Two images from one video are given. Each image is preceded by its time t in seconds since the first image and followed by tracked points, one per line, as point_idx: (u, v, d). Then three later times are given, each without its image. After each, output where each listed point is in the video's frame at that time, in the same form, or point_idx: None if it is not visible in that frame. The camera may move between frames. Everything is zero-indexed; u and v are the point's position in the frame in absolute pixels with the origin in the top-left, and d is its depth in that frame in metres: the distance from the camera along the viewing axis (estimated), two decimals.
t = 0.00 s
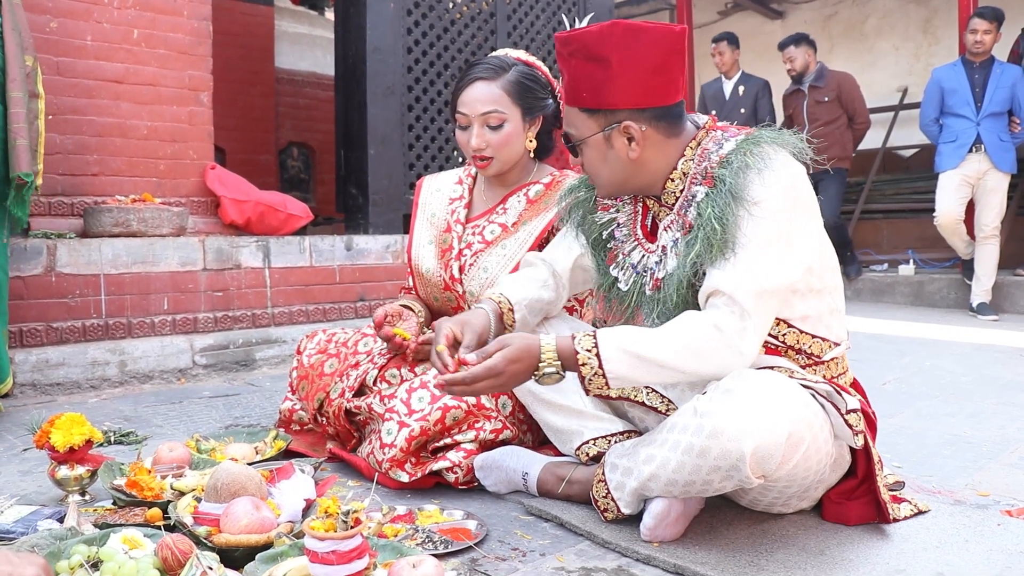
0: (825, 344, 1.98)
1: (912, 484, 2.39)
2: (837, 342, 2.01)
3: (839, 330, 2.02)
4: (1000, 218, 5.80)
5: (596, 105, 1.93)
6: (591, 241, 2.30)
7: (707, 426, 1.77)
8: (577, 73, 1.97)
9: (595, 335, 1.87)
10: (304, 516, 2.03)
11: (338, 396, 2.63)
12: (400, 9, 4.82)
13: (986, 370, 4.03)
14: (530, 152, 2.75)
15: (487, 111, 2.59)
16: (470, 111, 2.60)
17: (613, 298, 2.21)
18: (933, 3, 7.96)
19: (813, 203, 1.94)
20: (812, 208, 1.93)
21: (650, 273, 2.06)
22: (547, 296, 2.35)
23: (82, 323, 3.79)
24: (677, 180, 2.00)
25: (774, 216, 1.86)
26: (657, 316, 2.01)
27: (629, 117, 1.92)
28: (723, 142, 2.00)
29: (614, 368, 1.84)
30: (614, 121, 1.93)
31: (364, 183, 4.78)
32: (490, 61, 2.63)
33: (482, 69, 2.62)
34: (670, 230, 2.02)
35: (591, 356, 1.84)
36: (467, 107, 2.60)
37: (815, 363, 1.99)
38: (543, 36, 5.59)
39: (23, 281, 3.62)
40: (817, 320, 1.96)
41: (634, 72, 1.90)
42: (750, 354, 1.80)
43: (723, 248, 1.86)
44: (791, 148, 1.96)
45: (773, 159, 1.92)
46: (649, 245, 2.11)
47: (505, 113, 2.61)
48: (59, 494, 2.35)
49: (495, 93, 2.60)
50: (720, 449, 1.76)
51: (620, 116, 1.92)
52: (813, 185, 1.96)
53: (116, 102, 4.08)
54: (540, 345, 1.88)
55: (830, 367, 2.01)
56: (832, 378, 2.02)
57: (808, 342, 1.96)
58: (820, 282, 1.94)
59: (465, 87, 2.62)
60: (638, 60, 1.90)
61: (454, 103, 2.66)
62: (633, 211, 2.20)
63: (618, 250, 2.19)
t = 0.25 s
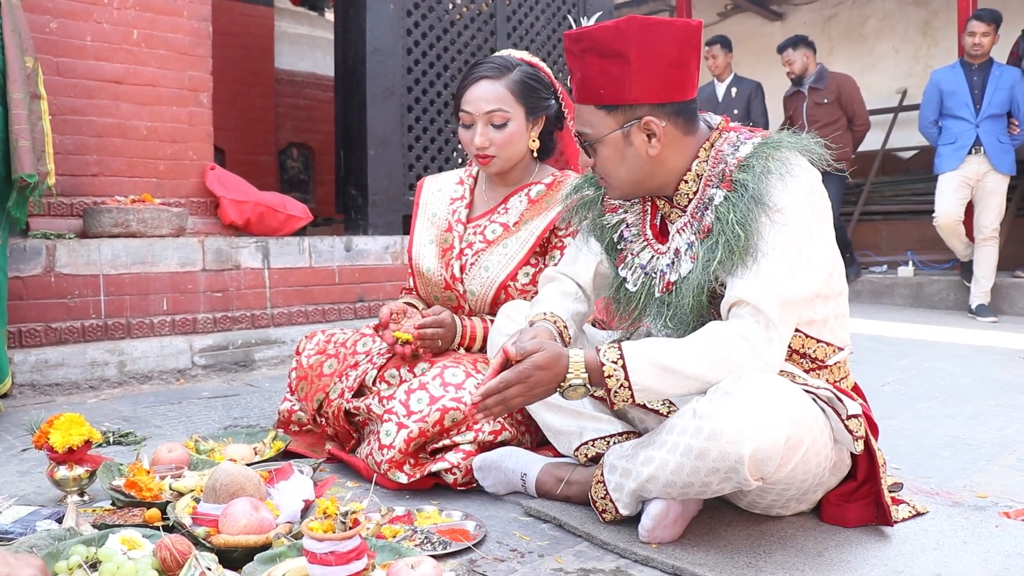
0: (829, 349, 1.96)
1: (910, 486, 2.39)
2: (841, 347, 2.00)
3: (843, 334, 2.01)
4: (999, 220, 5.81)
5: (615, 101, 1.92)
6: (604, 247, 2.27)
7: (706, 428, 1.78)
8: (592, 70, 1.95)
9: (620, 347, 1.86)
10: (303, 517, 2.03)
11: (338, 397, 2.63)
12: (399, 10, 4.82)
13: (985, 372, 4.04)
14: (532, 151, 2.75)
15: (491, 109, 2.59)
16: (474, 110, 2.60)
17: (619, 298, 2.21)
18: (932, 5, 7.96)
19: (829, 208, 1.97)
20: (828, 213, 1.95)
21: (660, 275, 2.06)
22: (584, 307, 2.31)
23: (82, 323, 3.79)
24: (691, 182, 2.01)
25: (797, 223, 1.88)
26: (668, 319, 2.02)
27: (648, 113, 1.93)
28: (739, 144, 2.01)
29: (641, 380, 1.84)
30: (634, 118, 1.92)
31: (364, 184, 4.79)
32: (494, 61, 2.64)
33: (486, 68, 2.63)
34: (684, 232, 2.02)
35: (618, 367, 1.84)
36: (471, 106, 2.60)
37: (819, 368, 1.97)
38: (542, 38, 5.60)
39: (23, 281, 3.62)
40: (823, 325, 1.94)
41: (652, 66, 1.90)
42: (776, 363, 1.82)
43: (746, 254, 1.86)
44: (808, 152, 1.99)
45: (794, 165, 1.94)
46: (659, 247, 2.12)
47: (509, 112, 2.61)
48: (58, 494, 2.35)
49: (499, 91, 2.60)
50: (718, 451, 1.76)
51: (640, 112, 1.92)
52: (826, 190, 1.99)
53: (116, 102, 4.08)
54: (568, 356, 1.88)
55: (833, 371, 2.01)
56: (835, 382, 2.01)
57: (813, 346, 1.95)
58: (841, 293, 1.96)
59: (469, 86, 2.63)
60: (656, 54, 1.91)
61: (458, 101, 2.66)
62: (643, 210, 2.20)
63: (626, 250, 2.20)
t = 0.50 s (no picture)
0: (830, 351, 1.97)
1: (909, 487, 2.40)
2: (842, 349, 2.00)
3: (844, 336, 2.01)
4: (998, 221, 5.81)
5: (622, 100, 1.93)
6: (603, 246, 2.28)
7: (704, 429, 1.77)
8: (599, 69, 1.96)
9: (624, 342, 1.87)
10: (303, 517, 2.03)
11: (338, 397, 2.63)
12: (399, 10, 4.83)
13: (984, 373, 4.04)
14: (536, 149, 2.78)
15: (504, 105, 2.60)
16: (486, 106, 2.60)
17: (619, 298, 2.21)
18: (932, 6, 7.97)
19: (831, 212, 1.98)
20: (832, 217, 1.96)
21: (663, 275, 2.06)
22: (584, 307, 2.33)
23: (81, 323, 3.79)
24: (695, 183, 2.02)
25: (802, 226, 1.88)
26: (670, 318, 2.02)
27: (656, 112, 1.93)
28: (743, 146, 2.01)
29: (642, 376, 1.84)
30: (641, 116, 1.93)
31: (363, 184, 4.79)
32: (502, 59, 2.66)
33: (495, 65, 2.64)
34: (688, 232, 2.03)
35: (619, 360, 1.85)
36: (483, 103, 2.60)
37: (818, 370, 1.98)
38: (542, 38, 5.60)
39: (23, 281, 3.62)
40: (824, 327, 1.95)
41: (659, 64, 1.91)
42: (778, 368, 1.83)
43: (750, 258, 1.86)
44: (812, 155, 1.99)
45: (799, 168, 1.95)
46: (660, 247, 2.12)
47: (521, 108, 2.63)
48: (57, 494, 2.35)
49: (511, 88, 2.61)
50: (717, 452, 1.76)
51: (646, 111, 1.93)
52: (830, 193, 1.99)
53: (116, 102, 4.09)
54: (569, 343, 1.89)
55: (833, 373, 2.01)
56: (836, 384, 2.01)
57: (813, 349, 1.96)
58: (844, 297, 1.97)
59: (479, 82, 2.63)
60: (662, 53, 1.91)
61: (468, 98, 2.65)
62: (644, 210, 2.21)
63: (627, 250, 2.20)
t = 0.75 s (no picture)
0: (827, 351, 1.97)
1: (908, 487, 2.40)
2: (840, 349, 1.99)
3: (842, 336, 2.01)
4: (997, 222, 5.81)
5: (638, 86, 1.93)
6: (601, 245, 2.28)
7: (703, 428, 1.77)
8: (611, 57, 1.96)
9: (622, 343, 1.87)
10: (301, 517, 2.03)
11: (337, 396, 2.63)
12: (399, 10, 4.83)
13: (984, 374, 4.04)
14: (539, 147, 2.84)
15: (518, 100, 2.64)
16: (501, 101, 2.63)
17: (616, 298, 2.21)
18: (932, 7, 7.97)
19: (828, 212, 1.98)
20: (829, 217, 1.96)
21: (659, 276, 2.06)
22: (587, 311, 2.32)
23: (80, 323, 3.79)
24: (693, 183, 2.03)
25: (798, 227, 1.89)
26: (667, 319, 2.03)
27: (671, 100, 1.95)
28: (740, 146, 2.02)
29: (641, 378, 1.84)
30: (657, 104, 1.94)
31: (362, 184, 4.78)
32: (509, 57, 2.72)
33: (506, 63, 2.68)
34: (685, 233, 2.03)
35: (618, 363, 1.84)
36: (498, 98, 2.63)
37: (817, 370, 1.98)
38: (542, 39, 5.60)
39: (21, 281, 3.62)
40: (821, 328, 1.94)
41: (672, 54, 1.94)
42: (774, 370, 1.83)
43: (745, 258, 1.87)
44: (809, 155, 1.99)
45: (796, 168, 1.95)
46: (656, 247, 2.12)
47: (533, 103, 2.67)
48: (55, 494, 2.35)
49: (523, 83, 2.66)
50: (716, 451, 1.76)
51: (662, 98, 1.94)
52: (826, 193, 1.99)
53: (115, 102, 4.08)
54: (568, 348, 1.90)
55: (830, 373, 2.01)
56: (834, 384, 2.01)
57: (810, 350, 1.96)
58: (841, 296, 1.97)
59: (490, 79, 2.66)
60: (674, 43, 1.95)
61: (478, 95, 2.67)
62: (640, 210, 2.22)
63: (624, 250, 2.20)
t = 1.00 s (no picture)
0: (825, 350, 1.97)
1: (907, 487, 2.40)
2: (838, 348, 2.00)
3: (840, 335, 2.01)
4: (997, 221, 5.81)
5: (659, 69, 1.96)
6: (598, 245, 2.28)
7: (702, 428, 1.77)
8: (631, 40, 1.97)
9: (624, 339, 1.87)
10: (301, 517, 2.03)
11: (336, 396, 2.63)
12: (398, 10, 4.83)
13: (983, 373, 4.04)
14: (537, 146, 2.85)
15: (518, 98, 2.64)
16: (500, 99, 2.63)
17: (615, 298, 2.21)
18: (931, 7, 7.97)
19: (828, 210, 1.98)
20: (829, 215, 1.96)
21: (658, 274, 2.06)
22: (589, 311, 2.32)
23: (80, 323, 3.79)
24: (693, 182, 2.04)
25: (799, 223, 1.89)
26: (666, 316, 2.03)
27: (687, 86, 1.99)
28: (739, 143, 2.03)
29: (642, 373, 1.84)
30: (676, 89, 1.97)
31: (362, 184, 4.78)
32: (509, 56, 2.71)
33: (506, 61, 2.68)
34: (683, 232, 2.03)
35: (620, 357, 1.86)
36: (497, 95, 2.63)
37: (816, 369, 1.98)
38: (541, 39, 5.60)
39: (21, 281, 3.62)
40: (819, 327, 1.95)
41: (686, 43, 2.00)
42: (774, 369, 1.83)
43: (745, 254, 1.87)
44: (809, 152, 1.99)
45: (797, 164, 1.96)
46: (654, 245, 2.13)
47: (532, 101, 2.67)
48: (55, 494, 2.35)
49: (522, 82, 2.66)
50: (715, 451, 1.76)
51: (680, 84, 1.98)
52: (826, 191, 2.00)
53: (114, 102, 4.08)
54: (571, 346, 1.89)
55: (829, 373, 2.01)
56: (832, 383, 2.01)
57: (809, 349, 1.96)
58: (839, 294, 1.97)
59: (490, 76, 2.66)
60: (687, 34, 2.00)
61: (477, 92, 2.67)
62: (637, 208, 2.22)
63: (622, 249, 2.20)
